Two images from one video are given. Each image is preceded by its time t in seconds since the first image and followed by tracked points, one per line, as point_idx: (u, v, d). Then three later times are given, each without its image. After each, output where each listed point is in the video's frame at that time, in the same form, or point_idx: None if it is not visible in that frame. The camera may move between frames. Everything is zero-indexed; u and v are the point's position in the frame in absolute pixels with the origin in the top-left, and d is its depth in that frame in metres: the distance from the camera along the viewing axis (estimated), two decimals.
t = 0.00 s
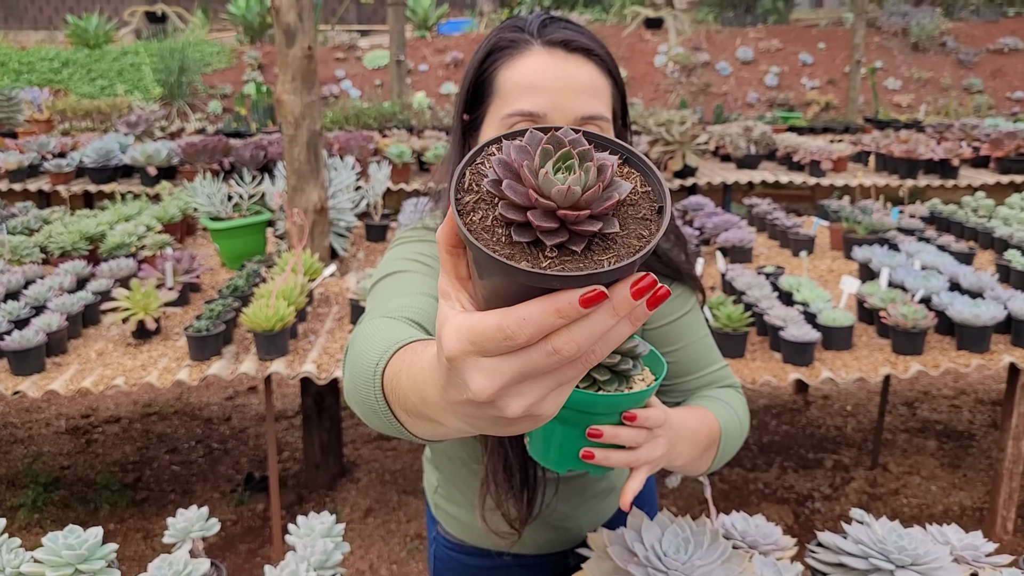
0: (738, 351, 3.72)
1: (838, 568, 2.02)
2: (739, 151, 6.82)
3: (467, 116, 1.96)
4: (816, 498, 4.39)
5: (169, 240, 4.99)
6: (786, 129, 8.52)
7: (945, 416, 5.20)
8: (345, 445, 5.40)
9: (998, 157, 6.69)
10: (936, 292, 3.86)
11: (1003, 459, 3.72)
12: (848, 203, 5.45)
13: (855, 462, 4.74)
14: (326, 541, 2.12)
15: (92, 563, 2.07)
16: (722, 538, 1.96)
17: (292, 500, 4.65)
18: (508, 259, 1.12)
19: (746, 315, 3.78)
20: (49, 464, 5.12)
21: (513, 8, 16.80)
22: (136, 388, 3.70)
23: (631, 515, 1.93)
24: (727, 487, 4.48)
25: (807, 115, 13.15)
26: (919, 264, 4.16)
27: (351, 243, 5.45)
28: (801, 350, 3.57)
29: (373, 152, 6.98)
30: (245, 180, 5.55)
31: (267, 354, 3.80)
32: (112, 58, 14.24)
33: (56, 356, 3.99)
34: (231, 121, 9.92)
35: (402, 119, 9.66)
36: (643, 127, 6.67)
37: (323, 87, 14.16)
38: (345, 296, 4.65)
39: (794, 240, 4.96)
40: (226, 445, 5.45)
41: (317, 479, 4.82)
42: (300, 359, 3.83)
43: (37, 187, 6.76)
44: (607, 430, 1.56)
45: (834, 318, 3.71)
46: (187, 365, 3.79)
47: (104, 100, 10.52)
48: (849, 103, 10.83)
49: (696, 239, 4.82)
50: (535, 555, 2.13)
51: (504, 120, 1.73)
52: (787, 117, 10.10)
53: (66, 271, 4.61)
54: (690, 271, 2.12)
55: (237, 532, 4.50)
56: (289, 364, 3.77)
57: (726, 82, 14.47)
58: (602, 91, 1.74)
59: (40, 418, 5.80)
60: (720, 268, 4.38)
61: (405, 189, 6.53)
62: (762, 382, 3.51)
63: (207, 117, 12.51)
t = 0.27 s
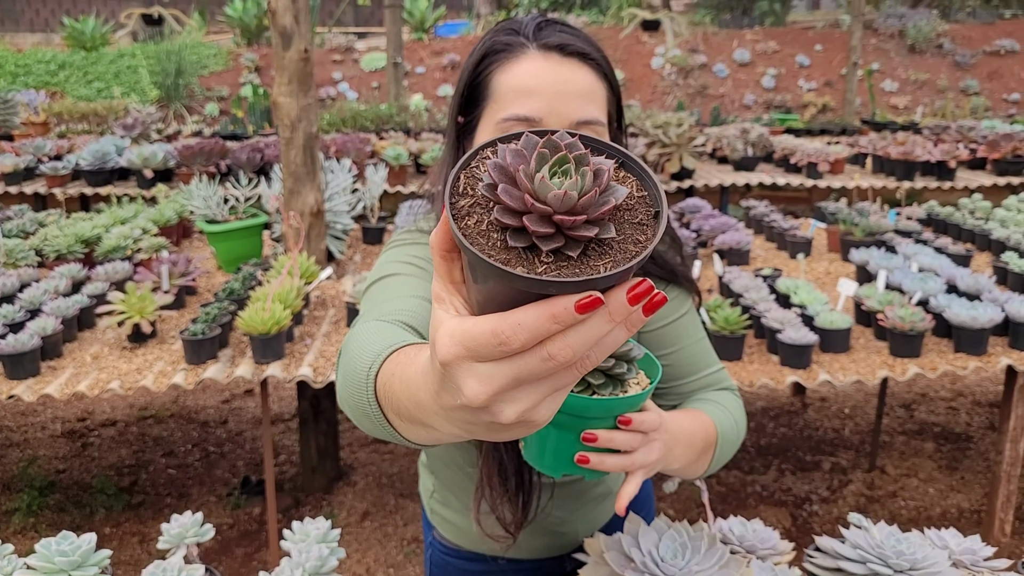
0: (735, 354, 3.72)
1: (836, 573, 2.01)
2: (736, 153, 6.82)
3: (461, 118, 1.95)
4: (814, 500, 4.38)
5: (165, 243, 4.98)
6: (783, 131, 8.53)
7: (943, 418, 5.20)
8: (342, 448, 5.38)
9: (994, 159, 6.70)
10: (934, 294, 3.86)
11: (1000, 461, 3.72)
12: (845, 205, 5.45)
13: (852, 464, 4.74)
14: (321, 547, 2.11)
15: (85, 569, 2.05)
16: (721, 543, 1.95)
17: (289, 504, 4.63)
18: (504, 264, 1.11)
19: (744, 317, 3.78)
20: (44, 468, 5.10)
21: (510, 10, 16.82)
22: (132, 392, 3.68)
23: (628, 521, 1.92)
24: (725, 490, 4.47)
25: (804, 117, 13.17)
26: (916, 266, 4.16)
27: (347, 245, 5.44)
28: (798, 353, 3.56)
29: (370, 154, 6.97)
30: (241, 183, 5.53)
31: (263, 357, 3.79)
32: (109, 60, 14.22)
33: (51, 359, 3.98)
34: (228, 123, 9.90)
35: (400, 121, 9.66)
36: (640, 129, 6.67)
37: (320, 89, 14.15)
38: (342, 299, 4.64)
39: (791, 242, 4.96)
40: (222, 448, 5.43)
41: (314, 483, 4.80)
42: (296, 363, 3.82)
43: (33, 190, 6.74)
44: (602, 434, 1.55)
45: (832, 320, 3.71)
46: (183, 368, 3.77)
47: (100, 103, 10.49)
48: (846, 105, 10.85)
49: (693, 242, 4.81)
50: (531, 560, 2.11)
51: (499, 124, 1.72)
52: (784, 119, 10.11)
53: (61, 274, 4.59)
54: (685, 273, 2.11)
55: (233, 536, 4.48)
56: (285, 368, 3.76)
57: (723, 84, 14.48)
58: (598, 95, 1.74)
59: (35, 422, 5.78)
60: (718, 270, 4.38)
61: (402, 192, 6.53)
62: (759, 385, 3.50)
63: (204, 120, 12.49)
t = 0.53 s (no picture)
0: (734, 355, 3.71)
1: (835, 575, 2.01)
2: (734, 154, 6.83)
3: (460, 121, 1.94)
4: (813, 502, 4.38)
5: (162, 245, 4.97)
6: (781, 132, 8.53)
7: (941, 420, 5.20)
8: (341, 450, 5.37)
9: (992, 160, 6.71)
10: (932, 296, 3.86)
11: (999, 462, 3.72)
12: (844, 206, 5.45)
13: (851, 465, 4.74)
14: (319, 550, 2.10)
15: (81, 573, 2.04)
16: (719, 545, 1.94)
17: (286, 506, 4.62)
18: (494, 261, 1.11)
19: (742, 319, 3.77)
20: (42, 470, 5.08)
21: (508, 12, 16.83)
22: (129, 394, 3.67)
23: (626, 524, 1.92)
24: (723, 492, 4.46)
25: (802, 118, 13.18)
26: (914, 267, 4.16)
27: (345, 247, 5.43)
28: (797, 354, 3.56)
29: (368, 156, 6.97)
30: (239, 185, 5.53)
31: (260, 360, 3.78)
32: (106, 62, 14.21)
33: (48, 362, 3.96)
34: (226, 125, 9.89)
35: (398, 123, 9.66)
36: (638, 130, 6.68)
37: (318, 91, 14.14)
38: (340, 301, 4.63)
39: (789, 244, 4.96)
40: (220, 450, 5.41)
41: (312, 485, 4.79)
42: (293, 365, 3.81)
43: (30, 192, 6.72)
44: (601, 436, 1.55)
45: (830, 322, 3.71)
46: (180, 371, 3.76)
47: (97, 104, 10.48)
48: (844, 106, 10.85)
49: (692, 243, 4.82)
50: (530, 563, 2.10)
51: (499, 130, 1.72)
52: (783, 120, 10.12)
53: (58, 276, 4.58)
54: (684, 274, 2.10)
55: (231, 539, 4.47)
56: (282, 370, 3.75)
57: (721, 85, 14.50)
58: (599, 102, 1.73)
59: (32, 424, 5.76)
60: (716, 272, 4.37)
61: (400, 193, 6.52)
62: (758, 387, 3.49)
63: (201, 121, 12.49)
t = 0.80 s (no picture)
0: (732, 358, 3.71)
1: None
2: (732, 157, 6.84)
3: (459, 125, 1.94)
4: (811, 504, 4.38)
5: (160, 249, 4.96)
6: (779, 135, 8.55)
7: (939, 422, 5.21)
8: (339, 454, 5.37)
9: (989, 162, 6.72)
10: (929, 298, 3.87)
11: (997, 465, 3.73)
12: (841, 209, 5.46)
13: (849, 468, 4.74)
14: (318, 555, 2.09)
15: None
16: (718, 549, 1.94)
17: (285, 510, 4.61)
18: (491, 270, 1.11)
19: (740, 322, 3.78)
20: (40, 475, 5.07)
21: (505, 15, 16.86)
22: (127, 399, 3.66)
23: (626, 528, 1.92)
24: (722, 495, 4.46)
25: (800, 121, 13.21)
26: (912, 270, 4.16)
27: (344, 250, 5.44)
28: (795, 357, 3.57)
29: (366, 159, 6.97)
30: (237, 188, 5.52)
31: (259, 363, 3.77)
32: (105, 65, 14.22)
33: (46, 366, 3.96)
34: (224, 128, 9.90)
35: (396, 126, 9.67)
36: (636, 133, 6.69)
37: (316, 94, 14.15)
38: (338, 305, 4.63)
39: (787, 246, 4.96)
40: (219, 454, 5.41)
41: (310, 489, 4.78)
42: (292, 369, 3.81)
43: (28, 196, 6.72)
44: (602, 441, 1.55)
45: (828, 324, 3.71)
46: (178, 375, 3.76)
47: (95, 108, 10.48)
48: (842, 108, 10.87)
49: (690, 246, 4.82)
50: (529, 567, 2.10)
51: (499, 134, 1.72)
52: (780, 122, 10.13)
53: (56, 280, 4.57)
54: (683, 278, 2.10)
55: (229, 543, 4.46)
56: (280, 374, 3.74)
57: (719, 88, 14.53)
58: (598, 105, 1.74)
59: (30, 428, 5.75)
60: (714, 275, 4.38)
61: (398, 196, 6.53)
62: (756, 390, 3.50)
63: (199, 125, 12.49)
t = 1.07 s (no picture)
0: (730, 360, 3.72)
1: None
2: (729, 159, 6.85)
3: (459, 127, 1.95)
4: (810, 506, 4.38)
5: (159, 252, 4.96)
6: (777, 137, 8.57)
7: (937, 423, 5.22)
8: (338, 456, 5.37)
9: (987, 164, 6.74)
10: (927, 300, 3.87)
11: (995, 466, 3.74)
12: (839, 211, 5.47)
13: (847, 469, 4.75)
14: (318, 557, 2.10)
15: None
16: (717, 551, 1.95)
17: (283, 513, 4.61)
18: (471, 271, 1.17)
19: (739, 324, 3.79)
20: (38, 478, 5.07)
21: (503, 17, 16.88)
22: (126, 402, 3.66)
23: (625, 530, 1.92)
24: (720, 497, 4.46)
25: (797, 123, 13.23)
26: (910, 272, 4.17)
27: (342, 253, 5.44)
28: (793, 359, 3.58)
29: (364, 161, 6.97)
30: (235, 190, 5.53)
31: (257, 366, 3.77)
32: (102, 67, 14.22)
33: (44, 369, 3.96)
34: (222, 131, 9.90)
35: (394, 128, 9.67)
36: (634, 135, 6.70)
37: (314, 96, 14.16)
38: (337, 307, 4.63)
39: (785, 248, 4.97)
40: (217, 457, 5.40)
41: (309, 491, 4.78)
42: (290, 371, 3.81)
43: (26, 198, 6.72)
44: (602, 446, 1.55)
45: (827, 326, 3.72)
46: (177, 378, 3.76)
47: (93, 110, 10.47)
48: (839, 110, 10.89)
49: (688, 248, 4.83)
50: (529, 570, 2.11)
51: (497, 134, 1.74)
52: (778, 124, 10.15)
53: (55, 283, 4.57)
54: (682, 282, 2.11)
55: (228, 546, 4.45)
56: (279, 376, 3.74)
57: (716, 90, 14.54)
58: (597, 106, 1.74)
59: (29, 431, 5.74)
60: (713, 277, 4.38)
61: (397, 199, 6.53)
62: (755, 392, 3.50)
63: (197, 127, 12.49)
